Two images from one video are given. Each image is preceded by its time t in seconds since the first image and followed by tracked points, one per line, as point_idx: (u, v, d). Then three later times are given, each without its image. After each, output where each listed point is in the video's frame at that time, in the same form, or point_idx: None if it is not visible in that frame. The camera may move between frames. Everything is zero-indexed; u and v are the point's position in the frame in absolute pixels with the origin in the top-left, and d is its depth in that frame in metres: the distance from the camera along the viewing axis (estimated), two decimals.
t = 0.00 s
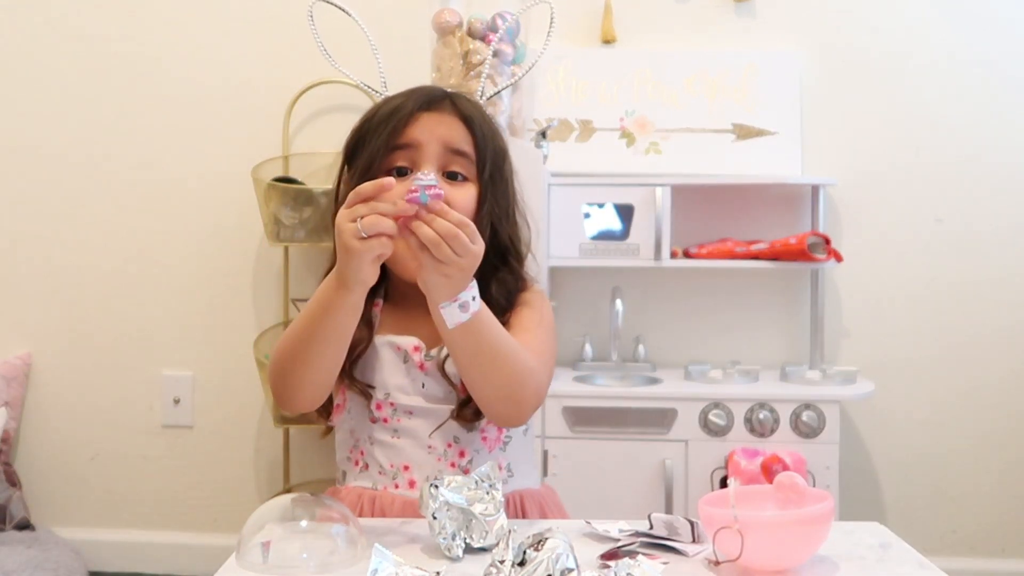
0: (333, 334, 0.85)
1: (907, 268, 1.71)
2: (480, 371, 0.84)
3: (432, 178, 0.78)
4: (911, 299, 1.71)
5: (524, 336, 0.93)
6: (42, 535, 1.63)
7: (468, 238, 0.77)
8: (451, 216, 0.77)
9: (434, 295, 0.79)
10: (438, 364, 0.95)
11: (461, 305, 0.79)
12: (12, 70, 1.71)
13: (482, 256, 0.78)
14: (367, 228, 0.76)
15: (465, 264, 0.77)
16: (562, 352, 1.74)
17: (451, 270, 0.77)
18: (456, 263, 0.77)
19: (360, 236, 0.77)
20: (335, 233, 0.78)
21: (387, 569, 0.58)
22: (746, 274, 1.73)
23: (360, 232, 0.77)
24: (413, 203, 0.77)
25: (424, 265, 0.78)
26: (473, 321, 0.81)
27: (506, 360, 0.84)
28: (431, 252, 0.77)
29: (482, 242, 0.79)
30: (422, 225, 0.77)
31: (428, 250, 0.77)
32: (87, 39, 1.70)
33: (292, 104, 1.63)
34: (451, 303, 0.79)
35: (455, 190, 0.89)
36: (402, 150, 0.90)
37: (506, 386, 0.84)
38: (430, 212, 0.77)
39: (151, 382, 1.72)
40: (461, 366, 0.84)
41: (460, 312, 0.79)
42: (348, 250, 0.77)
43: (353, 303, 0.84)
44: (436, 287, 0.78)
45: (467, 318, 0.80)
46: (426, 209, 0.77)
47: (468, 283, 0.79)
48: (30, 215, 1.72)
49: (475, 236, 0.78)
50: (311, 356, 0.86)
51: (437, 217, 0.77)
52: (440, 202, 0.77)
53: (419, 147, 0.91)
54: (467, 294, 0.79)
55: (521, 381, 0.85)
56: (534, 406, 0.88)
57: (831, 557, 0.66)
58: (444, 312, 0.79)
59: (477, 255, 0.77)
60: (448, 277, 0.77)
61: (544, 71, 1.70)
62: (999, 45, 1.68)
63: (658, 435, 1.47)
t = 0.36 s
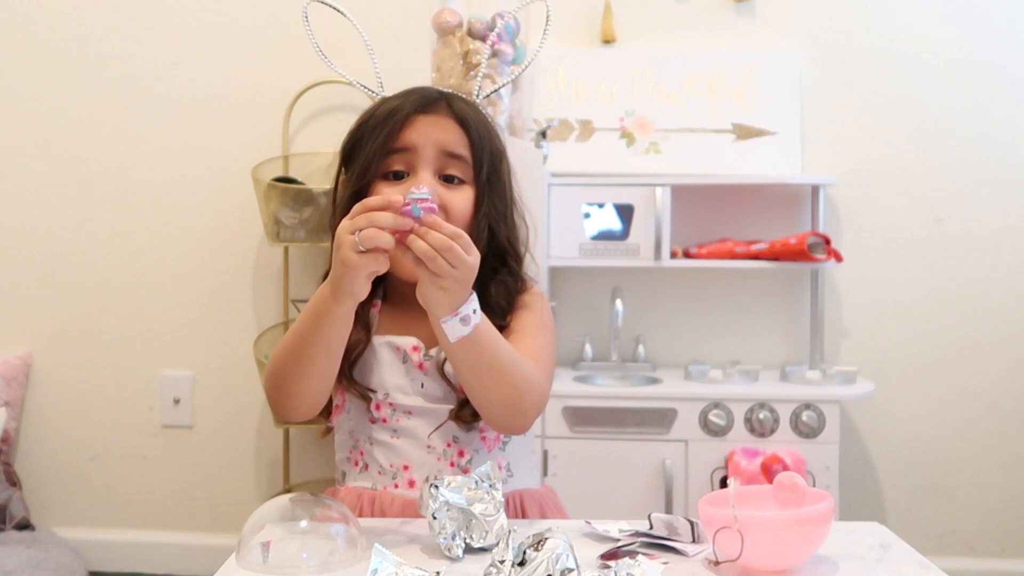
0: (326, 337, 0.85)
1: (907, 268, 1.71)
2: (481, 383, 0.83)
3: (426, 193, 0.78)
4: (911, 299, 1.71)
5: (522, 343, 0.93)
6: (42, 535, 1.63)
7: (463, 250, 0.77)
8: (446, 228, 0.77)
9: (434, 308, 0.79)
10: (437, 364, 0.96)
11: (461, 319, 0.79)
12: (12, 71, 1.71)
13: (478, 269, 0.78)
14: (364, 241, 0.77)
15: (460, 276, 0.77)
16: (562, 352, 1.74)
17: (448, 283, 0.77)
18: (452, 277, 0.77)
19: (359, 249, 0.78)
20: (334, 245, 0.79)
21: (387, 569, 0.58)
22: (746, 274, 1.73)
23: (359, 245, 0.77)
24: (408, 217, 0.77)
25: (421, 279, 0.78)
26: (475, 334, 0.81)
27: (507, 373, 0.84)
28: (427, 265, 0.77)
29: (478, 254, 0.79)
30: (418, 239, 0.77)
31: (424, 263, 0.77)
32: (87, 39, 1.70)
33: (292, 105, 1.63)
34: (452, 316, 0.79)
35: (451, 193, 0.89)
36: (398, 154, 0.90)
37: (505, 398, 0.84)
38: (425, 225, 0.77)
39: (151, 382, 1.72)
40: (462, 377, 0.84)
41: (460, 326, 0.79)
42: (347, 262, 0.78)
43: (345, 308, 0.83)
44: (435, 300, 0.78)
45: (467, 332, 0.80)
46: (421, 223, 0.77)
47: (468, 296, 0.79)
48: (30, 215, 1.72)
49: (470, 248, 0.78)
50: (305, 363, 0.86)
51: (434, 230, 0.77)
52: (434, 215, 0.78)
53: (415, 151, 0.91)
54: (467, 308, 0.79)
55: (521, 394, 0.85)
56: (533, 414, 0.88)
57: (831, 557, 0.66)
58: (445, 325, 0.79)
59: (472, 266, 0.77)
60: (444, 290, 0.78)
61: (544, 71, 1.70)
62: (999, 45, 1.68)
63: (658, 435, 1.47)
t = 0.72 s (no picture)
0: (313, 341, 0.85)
1: (907, 268, 1.71)
2: (486, 384, 0.84)
3: (410, 199, 0.77)
4: (911, 299, 1.71)
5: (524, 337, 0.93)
6: (42, 535, 1.63)
7: (457, 254, 0.77)
8: (439, 234, 0.77)
9: (431, 315, 0.78)
10: (437, 365, 0.95)
11: (460, 322, 0.78)
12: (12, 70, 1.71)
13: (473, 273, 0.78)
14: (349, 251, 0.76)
15: (458, 281, 0.76)
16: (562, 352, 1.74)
17: (446, 289, 0.76)
18: (450, 285, 0.76)
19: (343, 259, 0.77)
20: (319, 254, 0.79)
21: (387, 569, 0.58)
22: (746, 274, 1.73)
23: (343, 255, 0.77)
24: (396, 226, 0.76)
25: (416, 286, 0.77)
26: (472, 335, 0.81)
27: (510, 367, 0.84)
28: (423, 273, 0.76)
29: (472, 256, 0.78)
30: (411, 249, 0.77)
31: (419, 270, 0.77)
32: (87, 39, 1.70)
33: (292, 105, 1.63)
34: (450, 320, 0.78)
35: (454, 191, 0.89)
36: (400, 152, 0.90)
37: (513, 397, 0.85)
38: (416, 234, 0.77)
39: (151, 382, 1.72)
40: (466, 377, 0.84)
41: (459, 330, 0.79)
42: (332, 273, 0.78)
43: (331, 315, 0.83)
44: (433, 307, 0.78)
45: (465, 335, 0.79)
46: (411, 230, 0.77)
47: (465, 299, 0.78)
48: (30, 215, 1.72)
49: (465, 250, 0.78)
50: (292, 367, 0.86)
51: (425, 236, 0.77)
52: (423, 222, 0.77)
53: (418, 149, 0.91)
54: (463, 310, 0.78)
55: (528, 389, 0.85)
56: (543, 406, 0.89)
57: (831, 557, 0.66)
58: (444, 330, 0.78)
59: (468, 270, 0.77)
60: (440, 296, 0.77)
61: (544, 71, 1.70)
62: (999, 44, 1.68)
63: (658, 435, 1.47)
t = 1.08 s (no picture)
0: (298, 323, 0.85)
1: (907, 267, 1.71)
2: (478, 368, 0.83)
3: (384, 182, 0.73)
4: (911, 299, 1.71)
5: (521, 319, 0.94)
6: (42, 535, 1.63)
7: (436, 243, 0.72)
8: (416, 220, 0.72)
9: (405, 308, 0.75)
10: (441, 380, 0.95)
11: (437, 313, 0.76)
12: (12, 70, 1.71)
13: (451, 264, 0.74)
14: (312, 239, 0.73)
15: (434, 272, 0.73)
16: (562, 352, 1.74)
17: (423, 280, 0.73)
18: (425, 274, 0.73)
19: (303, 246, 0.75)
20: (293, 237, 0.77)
21: (387, 569, 0.58)
22: (746, 274, 1.73)
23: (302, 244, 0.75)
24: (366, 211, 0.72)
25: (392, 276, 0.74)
26: (453, 324, 0.80)
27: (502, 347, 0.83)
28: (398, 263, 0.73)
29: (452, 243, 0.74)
30: (384, 235, 0.72)
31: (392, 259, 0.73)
32: (87, 39, 1.70)
33: (292, 105, 1.63)
34: (427, 311, 0.76)
35: (470, 192, 0.90)
36: (415, 150, 0.90)
37: (505, 373, 0.85)
38: (390, 219, 0.72)
39: (151, 382, 1.72)
40: (456, 366, 0.84)
41: (435, 319, 0.77)
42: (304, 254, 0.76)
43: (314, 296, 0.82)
44: (408, 300, 0.75)
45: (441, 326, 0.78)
46: (385, 215, 0.73)
47: (443, 289, 0.76)
48: (30, 215, 1.72)
49: (443, 237, 0.74)
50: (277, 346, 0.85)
51: (399, 222, 0.72)
52: (398, 206, 0.73)
53: (433, 147, 0.91)
54: (440, 300, 0.76)
55: (521, 368, 0.85)
56: (540, 379, 0.89)
57: (830, 557, 0.66)
58: (421, 321, 0.76)
59: (445, 261, 0.73)
60: (416, 285, 0.74)
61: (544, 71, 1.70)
62: (999, 44, 1.68)
63: (658, 435, 1.47)
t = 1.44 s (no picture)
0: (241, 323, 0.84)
1: (907, 267, 1.71)
2: (527, 393, 0.85)
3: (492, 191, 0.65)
4: (912, 299, 1.71)
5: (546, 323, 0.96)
6: (42, 535, 1.63)
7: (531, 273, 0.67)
8: (516, 244, 0.66)
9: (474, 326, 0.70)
10: (440, 395, 0.96)
11: (505, 338, 0.72)
12: (12, 70, 1.71)
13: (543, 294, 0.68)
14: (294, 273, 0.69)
15: (520, 305, 0.68)
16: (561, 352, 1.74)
17: (506, 308, 0.68)
18: (511, 304, 0.68)
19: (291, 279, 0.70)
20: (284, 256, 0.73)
21: (387, 568, 0.58)
22: (746, 274, 1.73)
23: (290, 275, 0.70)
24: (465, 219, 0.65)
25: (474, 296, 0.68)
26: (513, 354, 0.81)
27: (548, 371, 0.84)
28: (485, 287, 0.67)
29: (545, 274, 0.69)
30: (479, 255, 0.65)
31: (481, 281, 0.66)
32: (86, 39, 1.70)
33: (292, 104, 1.64)
34: (496, 336, 0.71)
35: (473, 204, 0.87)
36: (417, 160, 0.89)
37: (550, 393, 0.86)
38: (488, 238, 0.65)
39: (150, 383, 1.72)
40: (497, 380, 0.85)
41: (501, 344, 0.72)
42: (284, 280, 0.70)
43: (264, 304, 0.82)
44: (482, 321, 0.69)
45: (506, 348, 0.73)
46: (484, 233, 0.66)
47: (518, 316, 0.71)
48: (29, 215, 1.72)
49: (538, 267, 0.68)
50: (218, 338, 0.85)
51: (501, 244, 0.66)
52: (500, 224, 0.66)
53: (435, 156, 0.90)
54: (512, 326, 0.71)
55: (553, 374, 0.85)
56: (571, 383, 0.89)
57: (831, 557, 0.66)
58: (486, 344, 0.71)
59: (537, 294, 0.68)
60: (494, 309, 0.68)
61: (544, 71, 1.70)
62: (999, 43, 1.68)
63: (658, 436, 1.47)
